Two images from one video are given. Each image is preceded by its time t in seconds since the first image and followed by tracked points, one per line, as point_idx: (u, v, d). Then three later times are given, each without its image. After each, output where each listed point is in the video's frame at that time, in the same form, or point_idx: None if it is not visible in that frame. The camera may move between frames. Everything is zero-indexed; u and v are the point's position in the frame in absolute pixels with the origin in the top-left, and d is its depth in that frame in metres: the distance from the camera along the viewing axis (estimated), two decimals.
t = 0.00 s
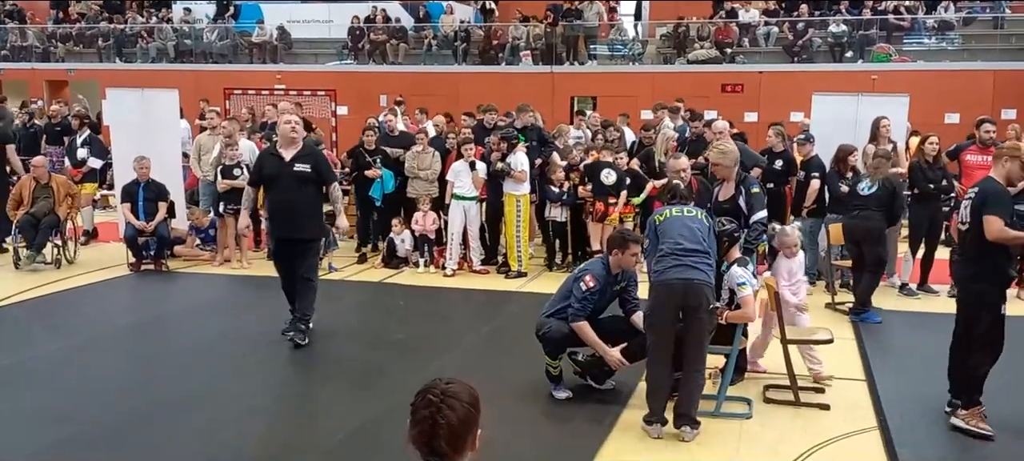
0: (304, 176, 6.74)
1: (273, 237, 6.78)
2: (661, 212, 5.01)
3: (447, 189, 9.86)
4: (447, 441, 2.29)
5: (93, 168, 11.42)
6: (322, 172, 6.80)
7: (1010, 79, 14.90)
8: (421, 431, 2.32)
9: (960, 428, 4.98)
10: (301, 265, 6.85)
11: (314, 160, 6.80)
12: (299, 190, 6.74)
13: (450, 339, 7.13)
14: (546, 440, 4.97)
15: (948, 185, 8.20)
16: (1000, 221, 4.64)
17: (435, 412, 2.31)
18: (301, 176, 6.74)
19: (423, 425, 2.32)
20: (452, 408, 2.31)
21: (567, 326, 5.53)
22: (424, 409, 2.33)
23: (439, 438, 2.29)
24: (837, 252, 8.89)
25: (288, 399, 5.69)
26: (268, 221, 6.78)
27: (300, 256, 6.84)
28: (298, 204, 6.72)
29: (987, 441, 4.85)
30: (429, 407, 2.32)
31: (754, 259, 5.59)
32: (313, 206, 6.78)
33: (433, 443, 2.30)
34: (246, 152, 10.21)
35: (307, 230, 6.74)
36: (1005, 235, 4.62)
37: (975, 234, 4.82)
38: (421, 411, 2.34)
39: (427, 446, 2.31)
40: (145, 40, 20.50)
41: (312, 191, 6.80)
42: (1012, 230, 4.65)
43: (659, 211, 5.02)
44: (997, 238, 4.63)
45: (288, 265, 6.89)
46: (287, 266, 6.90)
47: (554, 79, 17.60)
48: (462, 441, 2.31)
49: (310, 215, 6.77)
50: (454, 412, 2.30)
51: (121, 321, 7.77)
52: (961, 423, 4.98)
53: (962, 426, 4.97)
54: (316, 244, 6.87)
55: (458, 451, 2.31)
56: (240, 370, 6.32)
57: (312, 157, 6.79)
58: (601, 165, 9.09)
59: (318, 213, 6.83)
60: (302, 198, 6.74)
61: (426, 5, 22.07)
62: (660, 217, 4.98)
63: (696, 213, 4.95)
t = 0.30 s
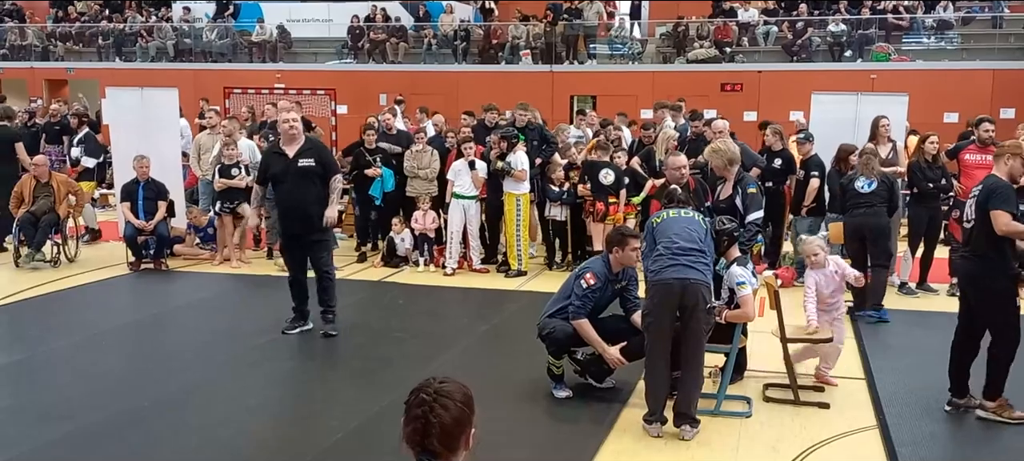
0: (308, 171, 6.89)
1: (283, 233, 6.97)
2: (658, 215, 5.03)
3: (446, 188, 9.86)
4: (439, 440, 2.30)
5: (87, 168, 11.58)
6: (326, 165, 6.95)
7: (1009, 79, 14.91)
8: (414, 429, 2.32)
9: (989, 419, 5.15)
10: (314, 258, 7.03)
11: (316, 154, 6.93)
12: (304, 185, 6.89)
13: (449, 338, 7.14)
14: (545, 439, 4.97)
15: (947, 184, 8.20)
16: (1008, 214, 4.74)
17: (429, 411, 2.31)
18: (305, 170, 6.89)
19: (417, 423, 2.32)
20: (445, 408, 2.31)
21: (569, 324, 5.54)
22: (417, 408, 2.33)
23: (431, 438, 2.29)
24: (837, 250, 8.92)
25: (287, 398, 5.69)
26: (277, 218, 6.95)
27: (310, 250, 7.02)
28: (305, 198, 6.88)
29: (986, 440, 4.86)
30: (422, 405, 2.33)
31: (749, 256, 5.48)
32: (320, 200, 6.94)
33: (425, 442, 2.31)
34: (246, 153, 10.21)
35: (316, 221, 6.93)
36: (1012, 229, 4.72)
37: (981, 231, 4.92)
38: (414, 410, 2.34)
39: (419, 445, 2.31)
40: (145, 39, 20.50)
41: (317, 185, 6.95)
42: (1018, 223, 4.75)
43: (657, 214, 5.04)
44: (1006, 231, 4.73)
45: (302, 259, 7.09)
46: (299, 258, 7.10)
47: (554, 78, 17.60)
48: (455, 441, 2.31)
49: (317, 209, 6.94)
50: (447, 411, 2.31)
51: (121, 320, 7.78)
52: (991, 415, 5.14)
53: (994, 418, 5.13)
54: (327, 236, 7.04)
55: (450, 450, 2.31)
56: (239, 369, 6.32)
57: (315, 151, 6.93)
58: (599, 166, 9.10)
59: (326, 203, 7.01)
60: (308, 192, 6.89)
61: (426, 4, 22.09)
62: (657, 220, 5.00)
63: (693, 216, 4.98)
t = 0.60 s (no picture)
0: (323, 171, 6.94)
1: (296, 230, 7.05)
2: (657, 214, 5.03)
3: (445, 187, 9.85)
4: (442, 439, 2.29)
5: (82, 167, 11.56)
6: (341, 166, 7.00)
7: (1011, 78, 14.88)
8: (417, 427, 2.32)
9: (997, 416, 5.21)
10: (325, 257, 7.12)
11: (334, 154, 7.00)
12: (319, 185, 6.95)
13: (450, 337, 7.14)
14: (546, 439, 4.97)
15: (949, 184, 8.18)
16: (1017, 217, 4.82)
17: (431, 410, 2.31)
18: (320, 171, 6.95)
19: (419, 422, 2.32)
20: (448, 407, 2.31)
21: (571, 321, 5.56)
22: (421, 406, 2.33)
23: (433, 437, 2.29)
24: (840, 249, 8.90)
25: (288, 397, 5.68)
26: (291, 216, 7.05)
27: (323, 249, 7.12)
28: (317, 198, 6.95)
29: (988, 440, 4.85)
30: (425, 404, 2.32)
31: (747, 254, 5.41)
32: (335, 200, 7.02)
33: (428, 441, 2.31)
34: (247, 152, 10.15)
35: (329, 222, 7.01)
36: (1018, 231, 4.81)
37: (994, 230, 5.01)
38: (418, 408, 2.34)
39: (422, 443, 2.31)
40: (146, 38, 20.51)
41: (333, 186, 7.02)
42: None
43: (656, 213, 5.04)
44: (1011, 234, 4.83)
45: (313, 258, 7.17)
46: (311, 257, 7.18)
47: (554, 77, 17.58)
48: (458, 440, 2.30)
49: (331, 208, 7.02)
50: (450, 410, 2.30)
51: (121, 319, 7.77)
52: (999, 413, 5.21)
53: (1001, 416, 5.19)
54: (340, 235, 7.12)
55: (453, 449, 2.31)
56: (239, 368, 6.31)
57: (332, 151, 6.99)
58: (600, 166, 9.05)
59: (340, 204, 7.07)
60: (323, 192, 6.97)
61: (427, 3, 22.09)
62: (656, 219, 5.00)
63: (693, 216, 4.96)
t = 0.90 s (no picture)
0: (349, 172, 7.01)
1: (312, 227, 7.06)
2: (658, 214, 5.03)
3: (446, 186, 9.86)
4: (446, 438, 2.30)
5: (83, 166, 11.59)
6: (365, 168, 7.08)
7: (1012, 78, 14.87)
8: (422, 425, 2.33)
9: (997, 416, 5.22)
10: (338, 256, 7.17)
11: (359, 157, 7.08)
12: (344, 185, 7.01)
13: (450, 336, 7.14)
14: (546, 438, 4.97)
15: (951, 183, 8.17)
16: (1016, 214, 4.82)
17: (436, 408, 2.32)
18: (346, 172, 7.01)
19: (425, 420, 2.33)
20: (453, 405, 2.31)
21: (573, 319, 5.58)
22: (426, 405, 2.34)
23: (438, 435, 2.30)
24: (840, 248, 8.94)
25: (289, 395, 5.69)
26: (309, 215, 7.04)
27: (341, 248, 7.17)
28: (341, 198, 7.01)
29: (988, 440, 4.86)
30: (431, 402, 2.33)
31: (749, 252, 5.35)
32: (356, 201, 7.08)
33: (431, 439, 2.31)
34: (247, 150, 10.10)
35: (351, 223, 7.07)
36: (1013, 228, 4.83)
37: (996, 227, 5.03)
38: (424, 406, 2.35)
39: (426, 441, 2.32)
40: (147, 36, 20.52)
41: (355, 187, 7.08)
42: None
43: (657, 212, 5.04)
44: (1008, 230, 4.86)
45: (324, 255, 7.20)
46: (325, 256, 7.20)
47: (555, 76, 17.58)
48: (463, 440, 2.31)
49: (352, 209, 7.08)
50: (455, 409, 2.31)
51: (121, 317, 7.77)
52: (998, 413, 5.22)
53: (1000, 416, 5.20)
54: (357, 236, 7.20)
55: (458, 448, 2.32)
56: (239, 367, 6.31)
57: (358, 155, 7.06)
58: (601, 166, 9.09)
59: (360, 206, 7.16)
60: (346, 192, 7.02)
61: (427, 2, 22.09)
62: (656, 218, 4.99)
63: (694, 215, 4.96)
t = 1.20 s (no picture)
0: (359, 171, 7.01)
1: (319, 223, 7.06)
2: (658, 214, 5.03)
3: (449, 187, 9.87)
4: (448, 437, 2.30)
5: (86, 166, 11.60)
6: (375, 168, 7.09)
7: (1012, 78, 14.85)
8: (424, 424, 2.33)
9: (998, 416, 5.23)
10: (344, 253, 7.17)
11: (369, 157, 7.08)
12: (353, 184, 7.01)
13: (451, 336, 7.13)
14: (547, 438, 4.97)
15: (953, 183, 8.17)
16: (1014, 209, 4.85)
17: (438, 408, 2.32)
18: (355, 171, 7.01)
19: (426, 419, 2.33)
20: (455, 405, 2.31)
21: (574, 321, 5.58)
22: (428, 404, 2.34)
23: (439, 434, 2.30)
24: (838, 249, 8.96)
25: (291, 395, 5.70)
26: (317, 213, 7.04)
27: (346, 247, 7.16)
28: (350, 197, 7.00)
29: (989, 441, 4.85)
30: (433, 401, 2.34)
31: (751, 255, 5.42)
32: (364, 200, 7.08)
33: (433, 438, 2.32)
34: (249, 151, 10.13)
35: (358, 222, 7.07)
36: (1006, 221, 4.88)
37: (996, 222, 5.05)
38: (425, 406, 2.35)
39: (427, 440, 2.32)
40: (148, 36, 20.55)
41: (364, 186, 7.09)
42: None
43: (658, 212, 5.04)
44: (1005, 225, 4.88)
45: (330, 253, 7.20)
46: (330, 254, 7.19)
47: (556, 76, 17.58)
48: (464, 439, 2.31)
49: (360, 207, 7.08)
50: (457, 408, 2.31)
51: (123, 317, 7.78)
52: (999, 413, 5.23)
53: (1001, 416, 5.21)
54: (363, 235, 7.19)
55: (459, 448, 2.32)
56: (240, 367, 6.31)
57: (369, 154, 7.08)
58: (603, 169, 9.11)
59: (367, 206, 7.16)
60: (355, 191, 7.02)
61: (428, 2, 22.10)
62: (657, 219, 4.99)
63: (695, 215, 4.96)
